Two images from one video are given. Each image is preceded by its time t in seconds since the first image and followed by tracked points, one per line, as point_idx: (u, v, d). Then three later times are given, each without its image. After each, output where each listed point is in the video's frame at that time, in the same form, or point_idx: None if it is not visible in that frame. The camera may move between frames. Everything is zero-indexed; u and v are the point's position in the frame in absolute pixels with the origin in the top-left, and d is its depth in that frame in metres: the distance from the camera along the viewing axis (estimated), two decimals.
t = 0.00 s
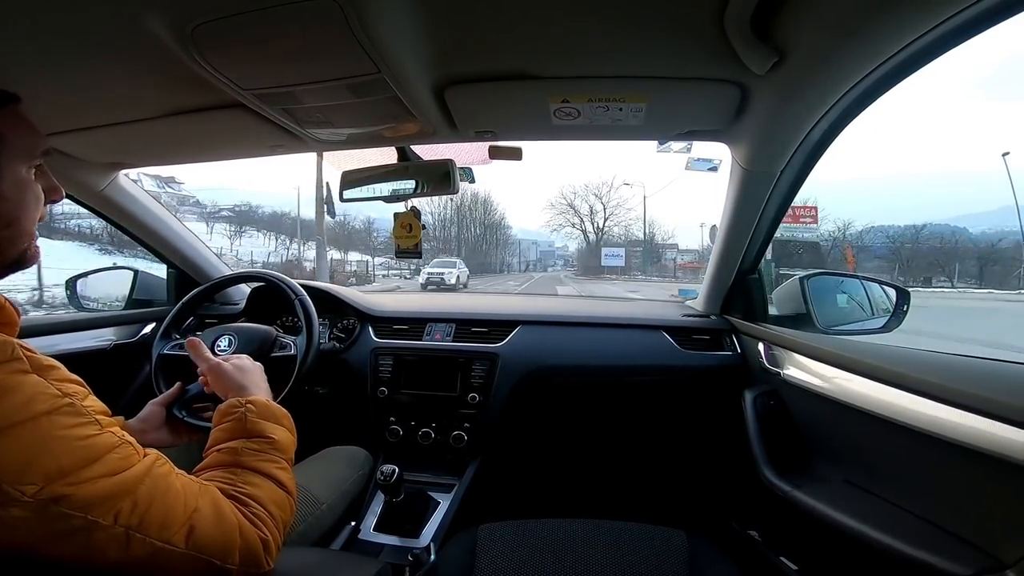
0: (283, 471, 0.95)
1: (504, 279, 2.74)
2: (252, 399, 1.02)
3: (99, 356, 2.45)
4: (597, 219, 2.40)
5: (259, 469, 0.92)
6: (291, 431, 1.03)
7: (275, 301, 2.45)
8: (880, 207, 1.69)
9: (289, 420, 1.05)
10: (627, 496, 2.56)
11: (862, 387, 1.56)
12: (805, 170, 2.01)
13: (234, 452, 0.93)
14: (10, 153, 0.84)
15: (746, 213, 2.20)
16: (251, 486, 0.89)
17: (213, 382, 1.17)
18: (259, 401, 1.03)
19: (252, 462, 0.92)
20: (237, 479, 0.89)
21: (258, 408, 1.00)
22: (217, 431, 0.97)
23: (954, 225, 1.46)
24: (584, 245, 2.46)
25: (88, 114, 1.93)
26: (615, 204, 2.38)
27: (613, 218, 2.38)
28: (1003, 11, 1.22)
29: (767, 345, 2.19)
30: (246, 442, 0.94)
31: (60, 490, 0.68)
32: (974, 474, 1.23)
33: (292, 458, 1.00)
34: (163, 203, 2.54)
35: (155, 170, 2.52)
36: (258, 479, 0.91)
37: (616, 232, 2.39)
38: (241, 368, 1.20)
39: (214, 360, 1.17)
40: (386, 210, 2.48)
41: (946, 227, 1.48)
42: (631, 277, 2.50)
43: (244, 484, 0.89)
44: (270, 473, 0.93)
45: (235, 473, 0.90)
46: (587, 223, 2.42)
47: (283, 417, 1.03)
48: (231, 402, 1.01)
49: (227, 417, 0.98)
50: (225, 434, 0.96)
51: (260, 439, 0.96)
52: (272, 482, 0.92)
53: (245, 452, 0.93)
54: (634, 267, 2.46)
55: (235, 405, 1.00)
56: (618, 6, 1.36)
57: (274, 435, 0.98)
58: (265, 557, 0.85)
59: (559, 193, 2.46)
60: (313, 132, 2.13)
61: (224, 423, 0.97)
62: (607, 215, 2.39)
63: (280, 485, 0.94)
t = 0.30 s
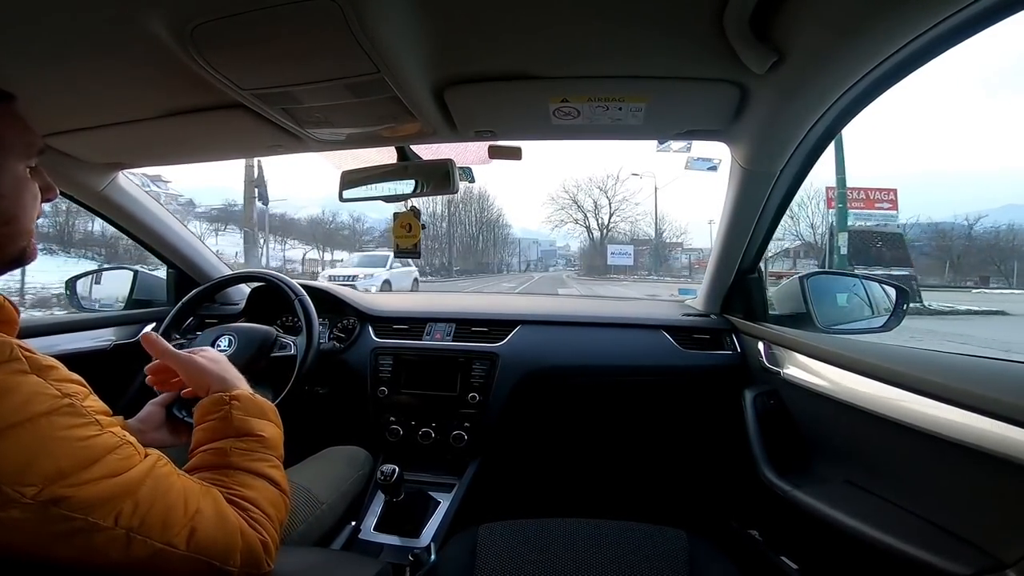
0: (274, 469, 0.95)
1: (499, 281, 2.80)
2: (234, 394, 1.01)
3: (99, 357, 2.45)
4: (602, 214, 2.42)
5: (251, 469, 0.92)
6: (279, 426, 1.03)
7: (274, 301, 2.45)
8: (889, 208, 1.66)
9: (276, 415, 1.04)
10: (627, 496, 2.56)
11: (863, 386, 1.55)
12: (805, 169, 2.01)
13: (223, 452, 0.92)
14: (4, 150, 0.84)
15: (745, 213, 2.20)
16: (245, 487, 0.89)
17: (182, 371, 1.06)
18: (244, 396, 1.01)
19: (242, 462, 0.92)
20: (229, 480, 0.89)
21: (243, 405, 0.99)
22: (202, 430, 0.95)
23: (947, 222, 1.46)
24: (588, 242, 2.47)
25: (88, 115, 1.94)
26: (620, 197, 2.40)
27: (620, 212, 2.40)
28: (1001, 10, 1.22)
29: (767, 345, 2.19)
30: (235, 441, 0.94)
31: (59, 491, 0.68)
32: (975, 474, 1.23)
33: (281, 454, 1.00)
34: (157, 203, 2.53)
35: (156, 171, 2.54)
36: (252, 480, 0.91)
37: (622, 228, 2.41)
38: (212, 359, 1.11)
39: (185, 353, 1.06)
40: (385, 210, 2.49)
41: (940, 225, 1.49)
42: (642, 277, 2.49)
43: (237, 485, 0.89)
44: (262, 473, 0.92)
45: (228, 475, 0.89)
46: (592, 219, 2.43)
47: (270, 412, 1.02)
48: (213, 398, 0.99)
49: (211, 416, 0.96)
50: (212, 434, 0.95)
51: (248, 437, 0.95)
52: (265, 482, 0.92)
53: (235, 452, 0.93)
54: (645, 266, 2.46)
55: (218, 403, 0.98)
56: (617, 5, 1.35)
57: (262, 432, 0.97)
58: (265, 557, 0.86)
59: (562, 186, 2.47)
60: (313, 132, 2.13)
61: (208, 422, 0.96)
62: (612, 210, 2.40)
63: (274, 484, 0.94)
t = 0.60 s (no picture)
0: (280, 469, 0.95)
1: (494, 281, 2.77)
2: (246, 396, 1.01)
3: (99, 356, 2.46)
4: (608, 209, 2.42)
5: (256, 469, 0.92)
6: (286, 427, 1.02)
7: (274, 301, 2.45)
8: (874, 203, 1.73)
9: (284, 415, 1.04)
10: (626, 496, 2.56)
11: (863, 386, 1.55)
12: (804, 171, 2.01)
13: (229, 451, 0.92)
14: (11, 154, 0.84)
15: (745, 213, 2.20)
16: (249, 487, 0.89)
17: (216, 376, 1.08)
18: (254, 397, 1.01)
19: (248, 462, 0.92)
20: (234, 479, 0.89)
21: (253, 406, 0.99)
22: (209, 429, 0.96)
23: (952, 220, 1.46)
24: (594, 239, 2.48)
25: (89, 115, 1.94)
26: (629, 190, 2.37)
27: (628, 206, 2.38)
28: (1001, 10, 1.22)
29: (767, 345, 2.20)
30: (242, 441, 0.94)
31: (62, 489, 0.68)
32: (975, 473, 1.24)
33: (288, 455, 1.00)
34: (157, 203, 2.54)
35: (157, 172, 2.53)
36: (257, 480, 0.91)
37: (630, 223, 2.41)
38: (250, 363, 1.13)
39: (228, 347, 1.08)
40: (387, 209, 2.49)
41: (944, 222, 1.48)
42: (652, 276, 2.54)
43: (242, 484, 0.89)
44: (267, 472, 0.92)
45: (232, 474, 0.90)
46: (596, 214, 2.43)
47: (277, 413, 1.02)
48: (224, 400, 1.00)
49: (219, 416, 0.97)
50: (219, 433, 0.95)
51: (255, 437, 0.95)
52: (269, 482, 0.92)
53: (241, 451, 0.93)
54: (656, 265, 2.50)
55: (227, 404, 0.99)
56: (618, 6, 1.36)
57: (269, 433, 0.97)
58: (266, 557, 0.86)
59: (564, 178, 2.45)
60: (313, 132, 2.12)
61: (216, 421, 0.96)
62: (619, 204, 2.39)
63: (278, 484, 0.93)
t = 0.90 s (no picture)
0: (278, 470, 0.94)
1: (493, 284, 2.72)
2: (245, 399, 1.01)
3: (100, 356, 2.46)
4: (615, 205, 2.34)
5: (255, 469, 0.92)
6: (285, 428, 1.02)
7: (274, 301, 2.45)
8: (912, 194, 1.59)
9: (283, 417, 1.04)
10: (626, 497, 2.56)
11: (864, 388, 1.55)
12: (805, 172, 2.01)
13: (228, 452, 0.92)
14: (10, 153, 0.84)
15: (745, 214, 2.20)
16: (247, 487, 0.89)
17: (213, 382, 1.13)
18: (252, 399, 1.01)
19: (246, 463, 0.92)
20: (233, 480, 0.89)
21: (252, 407, 0.99)
22: (209, 430, 0.96)
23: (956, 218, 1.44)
24: (599, 237, 2.39)
25: (90, 115, 1.94)
26: (637, 182, 2.32)
27: (635, 201, 2.32)
28: (1002, 11, 1.22)
29: (767, 346, 2.20)
30: (241, 442, 0.94)
31: (62, 489, 0.68)
32: (976, 474, 1.23)
33: (287, 456, 1.00)
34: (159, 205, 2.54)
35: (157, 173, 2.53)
36: (255, 481, 0.91)
37: (638, 220, 2.33)
38: (240, 368, 1.13)
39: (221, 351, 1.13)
40: (385, 210, 2.50)
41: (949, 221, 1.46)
42: (661, 275, 2.47)
43: (240, 485, 0.89)
44: (265, 473, 0.92)
45: (231, 475, 0.89)
46: (600, 210, 2.35)
47: (276, 414, 1.02)
48: (224, 400, 1.00)
49: (218, 417, 0.97)
50: (218, 434, 0.95)
51: (254, 439, 0.95)
52: (268, 482, 0.92)
53: (240, 452, 0.93)
54: (666, 265, 2.44)
55: (226, 405, 0.98)
56: (618, 7, 1.36)
57: (267, 434, 0.97)
58: (266, 558, 0.86)
59: (567, 170, 2.41)
60: (314, 133, 2.13)
61: (216, 423, 0.96)
62: (626, 199, 2.33)
63: (277, 485, 0.93)
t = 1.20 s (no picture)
0: (275, 468, 0.95)
1: (497, 281, 2.74)
2: (239, 393, 1.02)
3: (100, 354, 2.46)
4: (620, 201, 2.33)
5: (251, 467, 0.92)
6: (281, 426, 1.03)
7: (274, 299, 2.45)
8: (949, 188, 1.45)
9: (279, 414, 1.04)
10: (626, 494, 2.57)
11: (864, 386, 1.55)
12: (805, 171, 2.00)
13: (224, 450, 0.92)
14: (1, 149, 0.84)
15: (745, 212, 2.20)
16: (243, 485, 0.89)
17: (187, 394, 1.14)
18: (246, 395, 1.02)
19: (243, 460, 0.92)
20: (229, 478, 0.89)
21: (246, 405, 1.00)
22: (205, 428, 0.96)
23: (958, 218, 1.43)
24: (605, 234, 2.38)
25: (89, 112, 1.93)
26: (646, 173, 2.30)
27: (644, 193, 2.30)
28: (1004, 10, 1.21)
29: (767, 344, 2.20)
30: (237, 439, 0.94)
31: (57, 489, 0.68)
32: (975, 474, 1.23)
33: (283, 453, 1.00)
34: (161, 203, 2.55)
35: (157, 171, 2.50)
36: (252, 479, 0.91)
37: (645, 215, 2.32)
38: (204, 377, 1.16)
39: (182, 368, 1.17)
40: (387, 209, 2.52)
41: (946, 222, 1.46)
42: (663, 273, 2.47)
43: (237, 482, 0.89)
44: (262, 471, 0.93)
45: (228, 473, 0.90)
46: (606, 205, 2.34)
47: (272, 412, 1.03)
48: (219, 397, 1.00)
49: (214, 414, 0.97)
50: (214, 432, 0.95)
51: (250, 436, 0.95)
52: (265, 480, 0.92)
53: (237, 450, 0.93)
54: (677, 263, 2.46)
55: (223, 400, 0.99)
56: (618, 4, 1.35)
57: (263, 431, 0.97)
58: (263, 556, 0.86)
59: (568, 163, 2.38)
60: (313, 130, 2.12)
61: (212, 420, 0.97)
62: (634, 191, 2.31)
63: (273, 482, 0.93)
